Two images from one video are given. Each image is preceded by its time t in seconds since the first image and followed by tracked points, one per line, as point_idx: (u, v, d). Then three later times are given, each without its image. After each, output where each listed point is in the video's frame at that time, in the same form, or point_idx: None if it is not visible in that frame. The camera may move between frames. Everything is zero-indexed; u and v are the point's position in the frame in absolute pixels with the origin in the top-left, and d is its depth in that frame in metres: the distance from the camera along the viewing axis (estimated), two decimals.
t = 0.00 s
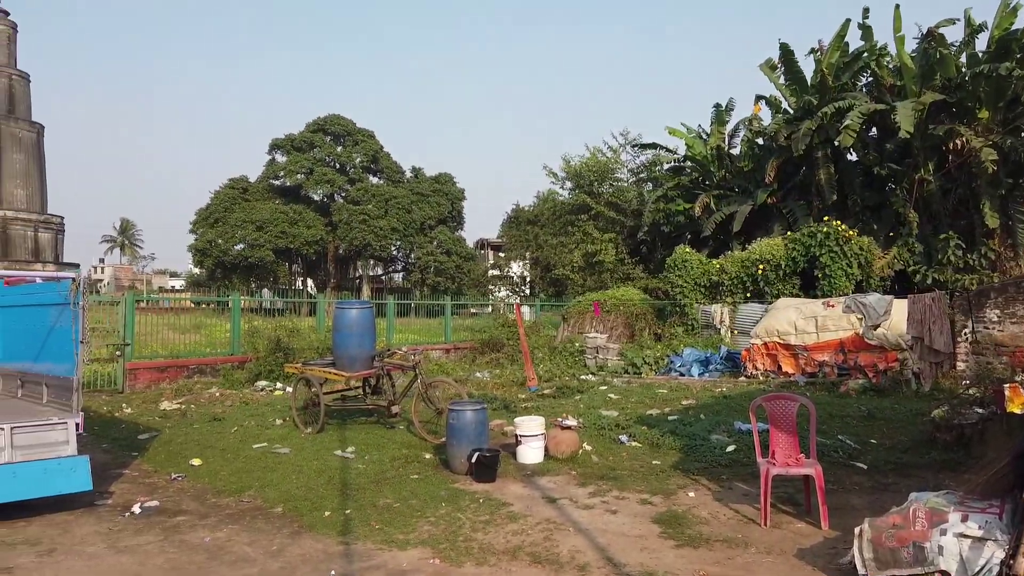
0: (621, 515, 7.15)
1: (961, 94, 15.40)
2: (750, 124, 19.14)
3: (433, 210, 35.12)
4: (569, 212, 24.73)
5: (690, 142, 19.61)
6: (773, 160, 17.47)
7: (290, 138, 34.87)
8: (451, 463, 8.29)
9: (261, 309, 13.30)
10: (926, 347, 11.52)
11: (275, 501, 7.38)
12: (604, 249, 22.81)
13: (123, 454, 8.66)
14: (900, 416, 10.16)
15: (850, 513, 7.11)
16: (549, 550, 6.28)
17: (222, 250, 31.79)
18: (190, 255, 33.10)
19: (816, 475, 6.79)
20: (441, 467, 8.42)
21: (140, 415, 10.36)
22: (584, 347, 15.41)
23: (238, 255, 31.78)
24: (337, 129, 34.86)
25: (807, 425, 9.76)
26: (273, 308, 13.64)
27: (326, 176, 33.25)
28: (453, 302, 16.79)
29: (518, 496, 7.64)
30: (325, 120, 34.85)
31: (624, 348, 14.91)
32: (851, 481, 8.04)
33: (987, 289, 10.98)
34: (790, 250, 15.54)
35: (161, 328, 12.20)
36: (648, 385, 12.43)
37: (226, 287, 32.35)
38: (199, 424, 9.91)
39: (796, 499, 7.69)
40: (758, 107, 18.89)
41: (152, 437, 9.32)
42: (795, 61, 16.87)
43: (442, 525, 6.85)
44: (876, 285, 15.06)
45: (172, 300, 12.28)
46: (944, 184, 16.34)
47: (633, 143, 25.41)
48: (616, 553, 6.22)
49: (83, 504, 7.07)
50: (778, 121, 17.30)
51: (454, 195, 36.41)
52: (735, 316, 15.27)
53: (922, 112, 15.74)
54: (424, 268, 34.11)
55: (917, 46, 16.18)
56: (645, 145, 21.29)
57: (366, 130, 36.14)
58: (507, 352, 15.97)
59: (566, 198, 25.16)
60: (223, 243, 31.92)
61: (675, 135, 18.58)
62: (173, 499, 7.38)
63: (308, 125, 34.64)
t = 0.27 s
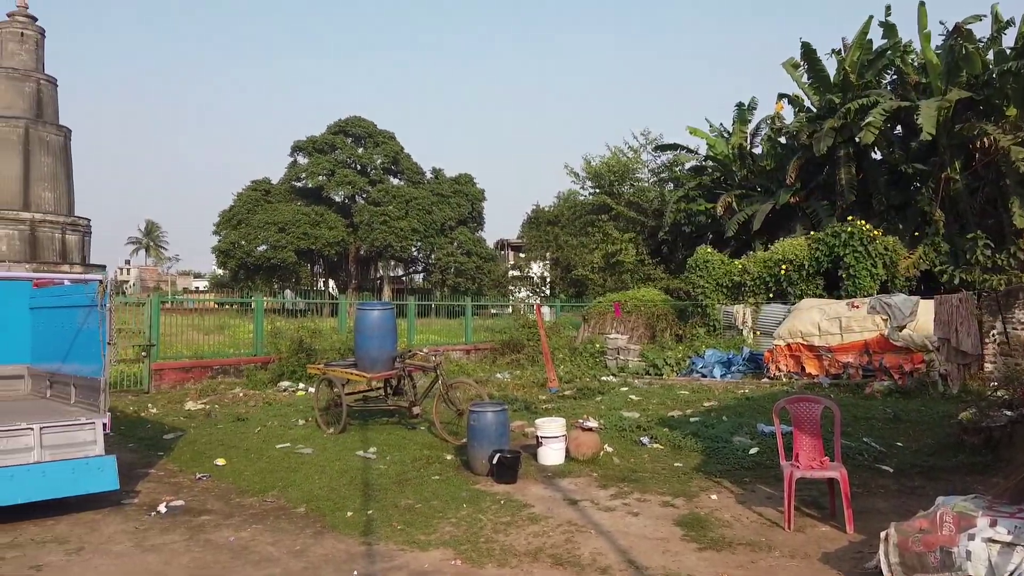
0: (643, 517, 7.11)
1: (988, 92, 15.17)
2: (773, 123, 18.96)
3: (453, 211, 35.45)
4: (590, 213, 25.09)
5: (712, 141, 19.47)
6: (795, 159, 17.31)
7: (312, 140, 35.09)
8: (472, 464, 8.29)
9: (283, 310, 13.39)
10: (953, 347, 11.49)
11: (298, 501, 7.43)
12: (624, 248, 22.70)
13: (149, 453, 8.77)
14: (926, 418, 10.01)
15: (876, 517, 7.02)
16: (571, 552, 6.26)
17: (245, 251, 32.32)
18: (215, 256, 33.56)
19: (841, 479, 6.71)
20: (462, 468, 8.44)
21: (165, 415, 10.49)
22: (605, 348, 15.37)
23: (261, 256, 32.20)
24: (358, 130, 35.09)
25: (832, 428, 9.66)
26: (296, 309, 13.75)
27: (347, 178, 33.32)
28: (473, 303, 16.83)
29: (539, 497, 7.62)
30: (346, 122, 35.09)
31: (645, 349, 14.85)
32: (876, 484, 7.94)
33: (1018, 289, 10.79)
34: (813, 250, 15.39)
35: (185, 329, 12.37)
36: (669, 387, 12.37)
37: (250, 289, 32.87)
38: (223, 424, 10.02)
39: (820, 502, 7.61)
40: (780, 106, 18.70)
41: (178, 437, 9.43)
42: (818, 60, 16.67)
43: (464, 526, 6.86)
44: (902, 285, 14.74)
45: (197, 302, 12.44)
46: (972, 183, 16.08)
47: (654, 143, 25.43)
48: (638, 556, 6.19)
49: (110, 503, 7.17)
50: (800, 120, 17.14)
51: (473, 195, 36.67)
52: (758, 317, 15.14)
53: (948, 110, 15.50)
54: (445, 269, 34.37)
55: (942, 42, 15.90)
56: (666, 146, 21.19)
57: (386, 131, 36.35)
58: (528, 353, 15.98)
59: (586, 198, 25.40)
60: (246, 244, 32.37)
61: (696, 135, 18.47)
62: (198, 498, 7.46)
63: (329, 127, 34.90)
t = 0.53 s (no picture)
0: (665, 520, 7.07)
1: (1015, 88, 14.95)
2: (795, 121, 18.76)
3: (472, 211, 35.26)
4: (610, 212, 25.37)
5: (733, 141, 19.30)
6: (817, 158, 17.15)
7: (333, 142, 35.29)
8: (493, 465, 8.29)
9: (305, 311, 13.49)
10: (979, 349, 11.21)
11: (320, 500, 7.48)
12: (644, 248, 22.43)
13: (174, 452, 8.87)
14: (952, 421, 9.87)
15: (902, 520, 6.92)
16: (592, 554, 6.24)
17: (268, 252, 32.67)
18: (238, 257, 33.91)
19: (865, 481, 6.61)
20: (483, 469, 8.44)
21: (189, 415, 10.61)
22: (625, 349, 15.29)
23: (283, 257, 32.41)
24: (379, 132, 35.24)
25: (856, 430, 9.55)
26: (317, 309, 13.85)
27: (368, 179, 33.65)
28: (493, 303, 16.85)
29: (559, 499, 7.60)
30: (366, 123, 35.27)
31: (666, 350, 14.77)
32: (902, 487, 7.83)
33: None
34: (837, 250, 15.24)
35: (209, 329, 12.50)
36: (690, 388, 12.30)
37: (271, 289, 33.06)
38: (246, 424, 10.11)
39: (845, 505, 7.52)
40: (803, 104, 18.50)
41: (202, 436, 9.53)
42: (840, 57, 16.48)
43: (485, 527, 6.86)
44: (927, 286, 14.52)
45: (220, 302, 12.57)
46: (999, 181, 15.91)
47: (675, 143, 25.39)
48: (659, 558, 6.15)
49: (135, 502, 7.26)
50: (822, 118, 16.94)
51: (492, 195, 36.52)
52: (780, 318, 14.99)
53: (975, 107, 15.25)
54: (465, 270, 34.23)
55: (968, 38, 15.64)
56: (687, 146, 21.08)
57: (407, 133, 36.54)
58: (548, 353, 15.97)
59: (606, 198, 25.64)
60: (268, 245, 32.80)
61: (717, 135, 18.32)
62: (221, 498, 7.53)
63: (350, 128, 35.13)
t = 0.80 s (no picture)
0: (686, 522, 7.02)
1: None
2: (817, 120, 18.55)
3: (492, 212, 35.12)
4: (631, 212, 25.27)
5: (754, 140, 19.14)
6: (839, 156, 17.00)
7: (353, 143, 35.48)
8: (513, 466, 8.28)
9: (326, 311, 13.57)
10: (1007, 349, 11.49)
11: (342, 500, 7.52)
12: (664, 248, 22.53)
13: (198, 451, 8.96)
14: (980, 423, 9.71)
15: (928, 524, 6.82)
16: (613, 556, 6.22)
17: (289, 253, 32.83)
18: (260, 258, 34.20)
19: (891, 484, 6.51)
20: (503, 469, 8.43)
21: (213, 414, 10.72)
22: (646, 350, 15.22)
23: (304, 258, 32.63)
24: (398, 133, 35.27)
25: (880, 432, 9.42)
26: (338, 310, 13.94)
27: (388, 180, 33.85)
28: (512, 304, 16.86)
29: (580, 500, 7.57)
30: (386, 124, 35.41)
31: (686, 350, 14.64)
32: (928, 490, 7.72)
33: None
34: (860, 250, 15.07)
35: (232, 329, 12.64)
36: (712, 388, 12.23)
37: (292, 290, 33.29)
38: (269, 423, 10.19)
39: (869, 508, 7.42)
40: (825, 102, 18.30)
41: (225, 436, 9.62)
42: (862, 55, 16.28)
43: (505, 528, 6.85)
44: (953, 286, 14.31)
45: (242, 303, 12.73)
46: None
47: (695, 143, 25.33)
48: (681, 560, 6.11)
49: (160, 501, 7.34)
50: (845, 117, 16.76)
51: (513, 197, 36.44)
52: (803, 319, 14.83)
53: (1001, 104, 14.99)
54: (484, 270, 34.45)
55: (995, 34, 15.37)
56: (708, 145, 20.95)
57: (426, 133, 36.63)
58: (567, 354, 15.95)
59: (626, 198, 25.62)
60: (289, 246, 33.00)
61: (738, 134, 18.19)
62: (244, 497, 7.60)
63: (370, 130, 35.31)
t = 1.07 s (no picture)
0: (709, 524, 6.97)
1: None
2: (840, 118, 18.36)
3: (511, 211, 35.18)
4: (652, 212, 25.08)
5: (776, 139, 18.95)
6: (862, 155, 16.81)
7: (373, 144, 35.67)
8: (534, 467, 8.27)
9: (347, 312, 13.64)
10: None
11: (364, 500, 7.55)
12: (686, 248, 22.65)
13: (221, 451, 9.05)
14: (1008, 425, 9.54)
15: (956, 528, 6.71)
16: (635, 558, 6.18)
17: (310, 254, 32.93)
18: (281, 259, 34.38)
19: (917, 488, 6.41)
20: (524, 470, 8.42)
21: (236, 414, 10.82)
22: (667, 350, 15.13)
23: (326, 258, 32.79)
24: (418, 134, 35.47)
25: (906, 434, 9.30)
26: (359, 310, 14.00)
27: (408, 181, 34.04)
28: (532, 304, 16.86)
29: (601, 502, 7.54)
30: (406, 126, 35.57)
31: (708, 351, 14.50)
32: (956, 493, 7.60)
33: None
34: (885, 250, 14.89)
35: (254, 330, 12.74)
36: (734, 390, 12.14)
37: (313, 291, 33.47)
38: (291, 423, 10.26)
39: (895, 512, 7.32)
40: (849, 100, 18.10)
41: (248, 435, 9.70)
42: (886, 53, 16.09)
43: (527, 529, 6.84)
44: (979, 286, 14.25)
45: (265, 304, 12.84)
46: None
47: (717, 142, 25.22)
48: (704, 563, 6.06)
49: (185, 500, 7.41)
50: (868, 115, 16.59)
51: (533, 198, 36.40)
52: (826, 319, 14.68)
53: None
54: (503, 270, 34.27)
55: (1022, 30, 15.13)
56: (729, 145, 20.80)
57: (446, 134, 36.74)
58: (588, 354, 15.92)
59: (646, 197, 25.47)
60: (310, 247, 33.05)
61: (760, 133, 18.05)
62: (268, 496, 7.65)
63: (390, 131, 35.48)
